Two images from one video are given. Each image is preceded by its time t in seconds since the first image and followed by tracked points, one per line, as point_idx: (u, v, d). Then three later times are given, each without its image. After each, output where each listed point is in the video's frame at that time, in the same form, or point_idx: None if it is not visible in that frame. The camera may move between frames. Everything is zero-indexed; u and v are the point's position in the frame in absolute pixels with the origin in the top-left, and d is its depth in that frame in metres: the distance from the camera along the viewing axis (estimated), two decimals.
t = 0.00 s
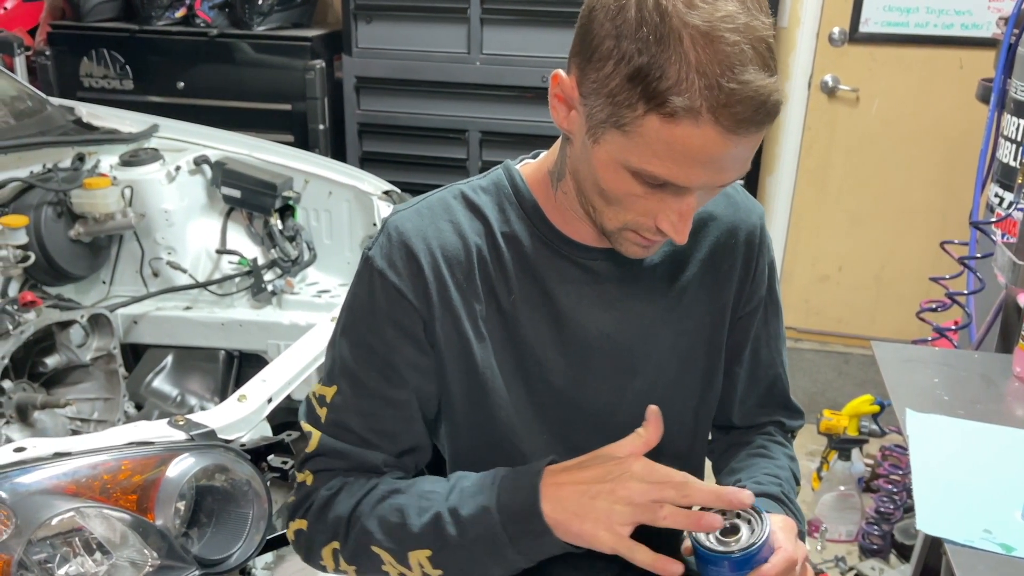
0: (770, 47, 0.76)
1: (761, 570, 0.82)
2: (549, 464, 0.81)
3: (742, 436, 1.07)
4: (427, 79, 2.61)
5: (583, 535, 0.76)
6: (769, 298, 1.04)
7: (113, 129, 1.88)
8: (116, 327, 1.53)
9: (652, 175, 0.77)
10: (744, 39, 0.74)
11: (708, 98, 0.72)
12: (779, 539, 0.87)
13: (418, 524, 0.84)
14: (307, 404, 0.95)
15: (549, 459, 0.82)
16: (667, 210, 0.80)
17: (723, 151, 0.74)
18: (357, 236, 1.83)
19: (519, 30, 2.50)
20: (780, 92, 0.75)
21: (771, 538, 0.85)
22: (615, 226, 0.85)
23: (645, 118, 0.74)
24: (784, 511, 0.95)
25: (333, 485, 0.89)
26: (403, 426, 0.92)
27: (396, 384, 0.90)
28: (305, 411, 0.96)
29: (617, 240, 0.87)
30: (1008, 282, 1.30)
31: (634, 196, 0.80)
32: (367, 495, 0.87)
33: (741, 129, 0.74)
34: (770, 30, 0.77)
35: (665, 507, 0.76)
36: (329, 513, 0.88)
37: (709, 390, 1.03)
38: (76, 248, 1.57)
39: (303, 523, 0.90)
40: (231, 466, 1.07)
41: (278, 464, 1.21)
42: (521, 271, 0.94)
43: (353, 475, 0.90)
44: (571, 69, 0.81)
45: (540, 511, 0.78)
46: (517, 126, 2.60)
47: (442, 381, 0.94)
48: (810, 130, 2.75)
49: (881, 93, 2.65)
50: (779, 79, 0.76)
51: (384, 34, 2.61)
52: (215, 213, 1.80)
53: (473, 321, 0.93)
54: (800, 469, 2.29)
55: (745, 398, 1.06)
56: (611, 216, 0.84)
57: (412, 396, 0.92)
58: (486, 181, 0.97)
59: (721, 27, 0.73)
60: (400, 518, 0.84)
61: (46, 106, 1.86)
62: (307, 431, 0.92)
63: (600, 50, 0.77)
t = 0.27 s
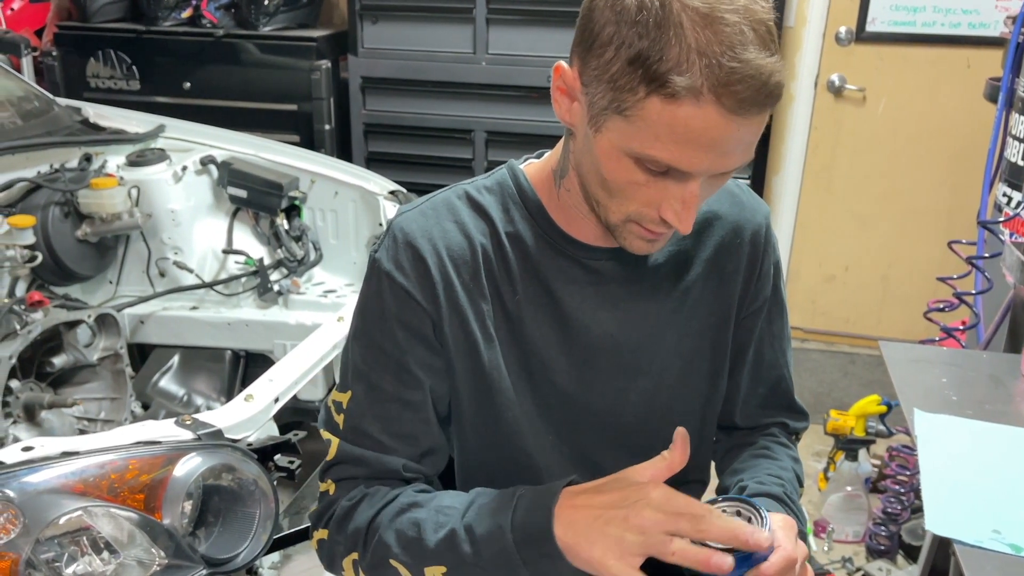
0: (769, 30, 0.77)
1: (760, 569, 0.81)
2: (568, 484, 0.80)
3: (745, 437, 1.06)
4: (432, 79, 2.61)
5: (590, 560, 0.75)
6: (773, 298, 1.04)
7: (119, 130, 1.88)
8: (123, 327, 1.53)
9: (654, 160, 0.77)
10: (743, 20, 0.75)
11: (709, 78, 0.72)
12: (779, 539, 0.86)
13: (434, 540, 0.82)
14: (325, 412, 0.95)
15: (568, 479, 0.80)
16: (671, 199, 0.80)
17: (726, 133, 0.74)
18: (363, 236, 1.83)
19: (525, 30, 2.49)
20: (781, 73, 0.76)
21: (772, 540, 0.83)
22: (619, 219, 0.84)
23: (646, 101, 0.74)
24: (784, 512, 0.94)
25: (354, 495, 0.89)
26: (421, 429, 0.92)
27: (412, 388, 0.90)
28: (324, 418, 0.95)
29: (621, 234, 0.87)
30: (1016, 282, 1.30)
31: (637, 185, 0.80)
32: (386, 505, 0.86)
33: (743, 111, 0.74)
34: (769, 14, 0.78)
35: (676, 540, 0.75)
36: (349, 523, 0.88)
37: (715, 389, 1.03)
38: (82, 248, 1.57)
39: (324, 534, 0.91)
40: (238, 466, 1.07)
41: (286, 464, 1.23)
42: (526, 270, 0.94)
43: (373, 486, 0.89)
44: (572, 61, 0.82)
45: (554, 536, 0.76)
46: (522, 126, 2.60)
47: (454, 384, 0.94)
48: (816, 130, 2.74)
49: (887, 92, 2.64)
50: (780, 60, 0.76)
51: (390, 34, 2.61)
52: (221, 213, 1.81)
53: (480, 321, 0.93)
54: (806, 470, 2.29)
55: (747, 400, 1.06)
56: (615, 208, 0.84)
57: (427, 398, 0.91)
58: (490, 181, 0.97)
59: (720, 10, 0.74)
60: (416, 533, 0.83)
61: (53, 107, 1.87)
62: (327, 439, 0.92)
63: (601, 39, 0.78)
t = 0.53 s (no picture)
0: (774, 22, 0.79)
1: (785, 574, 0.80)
2: (539, 476, 0.82)
3: (758, 443, 1.06)
4: (440, 80, 2.62)
5: (557, 551, 0.76)
6: (785, 303, 1.04)
7: (130, 131, 1.89)
8: (133, 327, 1.54)
9: (661, 152, 0.77)
10: (748, 11, 0.77)
11: (715, 67, 0.73)
12: (802, 544, 0.86)
13: (410, 526, 0.84)
14: (319, 401, 0.97)
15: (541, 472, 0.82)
16: (677, 193, 0.80)
17: (732, 123, 0.75)
18: (373, 238, 1.83)
19: (533, 30, 2.50)
20: (786, 63, 0.77)
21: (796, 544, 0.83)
22: (625, 215, 0.85)
23: (652, 91, 0.75)
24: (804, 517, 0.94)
25: (337, 481, 0.90)
26: (412, 427, 0.93)
27: (404, 385, 0.91)
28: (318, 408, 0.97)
29: (627, 232, 0.87)
30: None
31: (643, 179, 0.80)
32: (367, 492, 0.88)
33: (749, 100, 0.74)
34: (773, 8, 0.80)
35: (635, 531, 0.74)
36: (331, 508, 0.89)
37: (724, 393, 1.03)
38: (93, 249, 1.58)
39: (308, 516, 0.92)
40: (249, 466, 1.07)
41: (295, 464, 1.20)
42: (532, 273, 0.94)
43: (357, 473, 0.90)
44: (578, 58, 0.84)
45: (521, 524, 0.78)
46: (530, 126, 2.60)
47: (453, 384, 0.95)
48: (824, 130, 2.74)
49: (896, 91, 2.63)
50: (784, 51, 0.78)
51: (398, 35, 2.61)
52: (231, 214, 1.81)
53: (482, 322, 0.93)
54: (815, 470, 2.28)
55: (757, 405, 1.06)
56: (621, 205, 0.84)
57: (420, 396, 0.92)
58: (497, 183, 0.97)
59: (725, 3, 0.76)
60: (394, 519, 0.85)
61: (64, 108, 1.88)
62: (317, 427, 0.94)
63: (607, 34, 0.79)
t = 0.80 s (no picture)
0: (766, 20, 0.79)
1: None
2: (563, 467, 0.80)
3: (765, 448, 1.05)
4: (450, 81, 2.62)
5: (590, 538, 0.76)
6: (792, 306, 1.03)
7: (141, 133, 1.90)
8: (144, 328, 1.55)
9: (656, 152, 0.77)
10: (739, 9, 0.77)
11: (705, 64, 0.73)
12: (798, 551, 0.85)
13: (438, 527, 0.84)
14: (333, 410, 0.96)
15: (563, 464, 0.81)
16: (674, 192, 0.79)
17: (725, 120, 0.74)
18: (382, 238, 1.84)
19: (542, 31, 2.49)
20: (778, 60, 0.77)
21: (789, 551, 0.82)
22: (624, 216, 0.84)
23: (644, 90, 0.75)
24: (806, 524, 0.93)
25: (358, 489, 0.90)
26: (424, 429, 0.93)
27: (416, 389, 0.92)
28: (332, 416, 0.97)
29: (627, 233, 0.87)
30: None
31: (640, 179, 0.80)
32: (390, 498, 0.88)
33: (742, 97, 0.74)
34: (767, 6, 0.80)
35: (669, 511, 0.74)
36: (354, 517, 0.89)
37: (732, 396, 1.03)
38: (104, 250, 1.59)
39: (331, 528, 0.91)
40: (259, 467, 1.08)
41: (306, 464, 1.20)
42: (535, 276, 0.94)
43: (377, 481, 0.90)
44: (574, 61, 0.85)
45: (551, 515, 0.77)
46: (539, 127, 2.60)
47: (460, 385, 0.95)
48: (834, 130, 2.72)
49: (906, 92, 2.62)
50: (777, 48, 0.78)
51: (407, 36, 2.62)
52: (241, 215, 1.82)
53: (487, 325, 0.93)
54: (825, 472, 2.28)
55: (765, 410, 1.04)
56: (619, 206, 0.84)
57: (430, 400, 0.93)
58: (501, 188, 0.98)
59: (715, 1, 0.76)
60: (420, 522, 0.85)
61: (75, 110, 1.89)
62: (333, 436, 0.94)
63: (601, 35, 0.80)
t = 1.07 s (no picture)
0: (767, 17, 0.78)
1: None
2: (561, 466, 0.80)
3: (772, 449, 1.04)
4: (459, 80, 2.61)
5: (586, 538, 0.75)
6: (800, 306, 1.01)
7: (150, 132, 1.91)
8: (153, 328, 1.55)
9: (656, 151, 0.76)
10: (739, 6, 0.76)
11: (705, 62, 0.73)
12: (805, 554, 0.84)
13: (436, 527, 0.84)
14: (336, 411, 0.97)
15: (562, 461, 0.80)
16: (676, 191, 0.79)
17: (725, 118, 0.74)
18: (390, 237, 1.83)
19: (551, 30, 2.49)
20: (778, 56, 0.76)
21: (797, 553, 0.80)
22: (626, 216, 0.84)
23: (643, 89, 0.74)
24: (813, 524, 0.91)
25: (360, 489, 0.91)
26: (430, 431, 0.93)
27: (419, 391, 0.92)
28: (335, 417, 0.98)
29: (630, 232, 0.86)
30: None
31: (641, 179, 0.79)
32: (391, 498, 0.88)
33: (741, 94, 0.73)
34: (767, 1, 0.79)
35: (663, 510, 0.73)
36: (355, 517, 0.89)
37: (740, 396, 1.01)
38: (114, 249, 1.59)
39: (333, 527, 0.92)
40: (265, 466, 1.08)
41: (312, 463, 1.19)
42: (538, 276, 0.94)
43: (378, 481, 0.91)
44: (575, 60, 0.84)
45: (547, 516, 0.77)
46: (548, 127, 2.60)
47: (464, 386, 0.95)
48: (845, 129, 2.70)
49: (917, 91, 2.59)
50: (776, 44, 0.77)
51: (416, 36, 2.61)
52: (250, 215, 1.82)
53: (491, 326, 0.93)
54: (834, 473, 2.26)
55: (773, 410, 1.03)
56: (621, 205, 0.83)
57: (435, 401, 0.93)
58: (503, 188, 0.97)
59: None
60: (419, 521, 0.85)
61: (85, 110, 1.90)
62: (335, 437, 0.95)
63: (600, 34, 0.79)
